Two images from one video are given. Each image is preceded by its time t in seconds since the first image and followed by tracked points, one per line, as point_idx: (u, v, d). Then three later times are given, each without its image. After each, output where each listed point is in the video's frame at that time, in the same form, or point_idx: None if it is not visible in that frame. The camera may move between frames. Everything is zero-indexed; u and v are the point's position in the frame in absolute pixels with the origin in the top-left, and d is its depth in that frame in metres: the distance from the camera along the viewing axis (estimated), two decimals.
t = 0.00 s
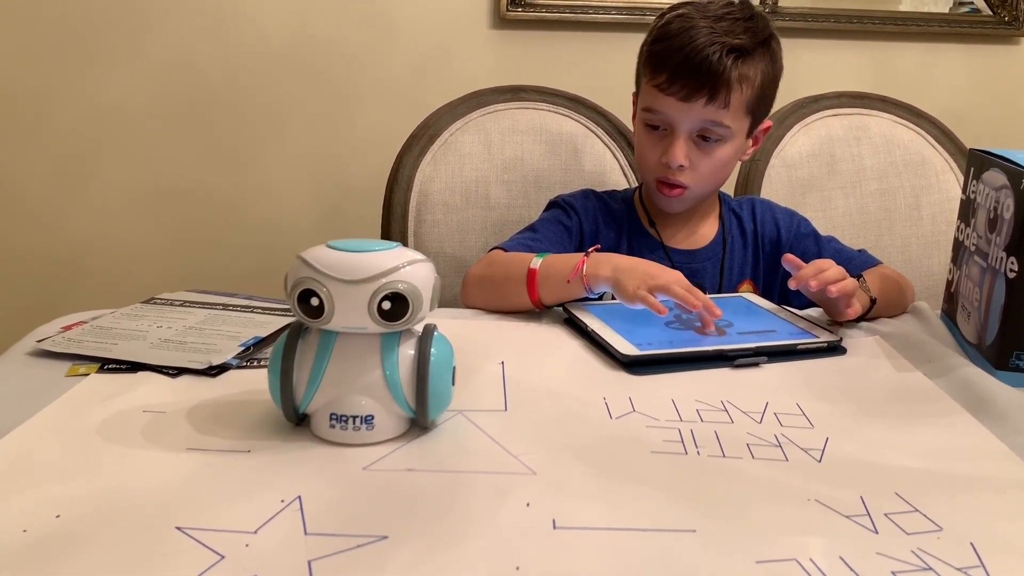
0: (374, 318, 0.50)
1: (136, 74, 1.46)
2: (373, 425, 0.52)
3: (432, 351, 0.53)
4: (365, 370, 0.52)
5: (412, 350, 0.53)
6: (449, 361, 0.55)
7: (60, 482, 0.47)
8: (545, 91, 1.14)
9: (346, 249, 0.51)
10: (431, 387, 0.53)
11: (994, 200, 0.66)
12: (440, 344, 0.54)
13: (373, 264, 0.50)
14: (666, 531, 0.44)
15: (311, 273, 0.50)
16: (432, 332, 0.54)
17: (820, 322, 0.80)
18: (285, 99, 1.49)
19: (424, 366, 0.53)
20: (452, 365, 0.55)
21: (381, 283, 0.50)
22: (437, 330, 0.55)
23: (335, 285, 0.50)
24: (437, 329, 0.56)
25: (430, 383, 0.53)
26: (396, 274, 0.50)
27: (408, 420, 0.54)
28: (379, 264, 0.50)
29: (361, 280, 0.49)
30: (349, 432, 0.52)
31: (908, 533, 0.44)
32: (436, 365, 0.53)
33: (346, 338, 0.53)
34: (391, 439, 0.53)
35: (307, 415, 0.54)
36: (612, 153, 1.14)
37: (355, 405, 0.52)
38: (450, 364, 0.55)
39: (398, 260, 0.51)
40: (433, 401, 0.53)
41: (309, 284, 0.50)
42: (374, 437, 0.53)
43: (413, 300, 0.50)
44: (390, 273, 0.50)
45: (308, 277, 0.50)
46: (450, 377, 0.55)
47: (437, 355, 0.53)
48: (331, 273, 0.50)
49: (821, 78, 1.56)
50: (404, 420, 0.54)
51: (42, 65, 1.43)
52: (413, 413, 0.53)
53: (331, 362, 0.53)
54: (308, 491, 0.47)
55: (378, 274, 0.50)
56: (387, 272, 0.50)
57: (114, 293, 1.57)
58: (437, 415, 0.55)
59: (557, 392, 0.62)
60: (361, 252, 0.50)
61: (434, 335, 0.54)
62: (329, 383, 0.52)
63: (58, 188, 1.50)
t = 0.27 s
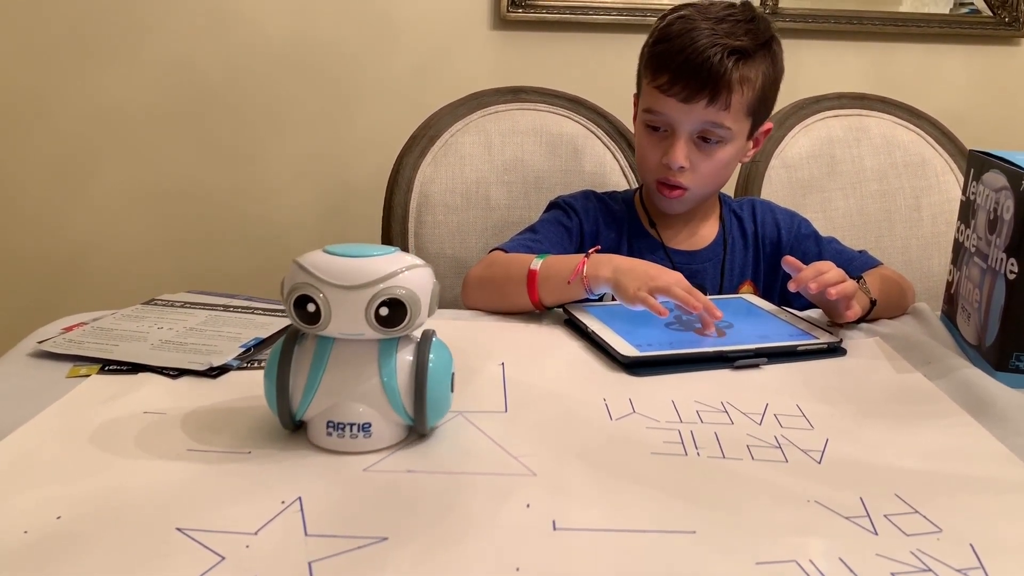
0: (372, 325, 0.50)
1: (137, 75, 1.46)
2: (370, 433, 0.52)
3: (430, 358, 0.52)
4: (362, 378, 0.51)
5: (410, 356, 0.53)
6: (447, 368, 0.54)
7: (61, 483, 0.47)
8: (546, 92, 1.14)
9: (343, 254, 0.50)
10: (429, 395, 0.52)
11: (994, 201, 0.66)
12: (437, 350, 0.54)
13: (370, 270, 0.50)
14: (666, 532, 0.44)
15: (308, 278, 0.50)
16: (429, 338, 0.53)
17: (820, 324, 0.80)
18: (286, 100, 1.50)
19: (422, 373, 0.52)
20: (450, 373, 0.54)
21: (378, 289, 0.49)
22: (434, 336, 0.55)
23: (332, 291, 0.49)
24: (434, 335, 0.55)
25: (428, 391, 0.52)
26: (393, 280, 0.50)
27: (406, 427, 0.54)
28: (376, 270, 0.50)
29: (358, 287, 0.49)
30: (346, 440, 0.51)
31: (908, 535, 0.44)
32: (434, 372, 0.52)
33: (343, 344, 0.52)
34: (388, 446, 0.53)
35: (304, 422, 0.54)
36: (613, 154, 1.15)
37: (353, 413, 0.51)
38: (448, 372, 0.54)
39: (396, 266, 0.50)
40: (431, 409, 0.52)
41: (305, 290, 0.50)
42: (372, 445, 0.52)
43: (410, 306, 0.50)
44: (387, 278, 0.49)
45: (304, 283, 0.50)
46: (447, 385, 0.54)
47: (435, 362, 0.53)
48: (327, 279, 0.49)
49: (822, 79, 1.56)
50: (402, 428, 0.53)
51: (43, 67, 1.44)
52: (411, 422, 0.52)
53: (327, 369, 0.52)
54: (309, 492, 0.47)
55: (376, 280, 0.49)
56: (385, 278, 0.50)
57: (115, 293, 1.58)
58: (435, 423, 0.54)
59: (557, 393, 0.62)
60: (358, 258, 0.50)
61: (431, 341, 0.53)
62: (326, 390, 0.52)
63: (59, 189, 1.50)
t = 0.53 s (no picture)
0: (369, 327, 0.49)
1: (136, 74, 1.46)
2: (367, 436, 0.51)
3: (428, 360, 0.51)
4: (359, 381, 0.51)
5: (408, 358, 0.52)
6: (446, 369, 0.53)
7: (61, 481, 0.47)
8: (545, 91, 1.14)
9: (340, 255, 0.50)
10: (427, 399, 0.51)
11: (993, 199, 0.66)
12: (436, 352, 0.52)
13: (368, 271, 0.49)
14: (665, 529, 0.44)
15: (304, 280, 0.49)
16: (427, 339, 0.52)
17: (819, 322, 0.80)
18: (285, 99, 1.50)
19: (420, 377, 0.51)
20: (449, 374, 0.53)
21: (376, 291, 0.48)
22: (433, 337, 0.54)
23: (328, 293, 0.49)
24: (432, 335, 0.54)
25: (427, 395, 0.51)
26: (391, 281, 0.49)
27: (404, 430, 0.53)
28: (373, 271, 0.49)
29: (356, 288, 0.48)
30: (343, 444, 0.51)
31: (907, 532, 0.44)
32: (433, 376, 0.51)
33: (340, 346, 0.51)
34: (385, 450, 0.52)
35: (301, 426, 0.53)
36: (612, 153, 1.15)
37: (349, 416, 0.50)
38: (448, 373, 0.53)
39: (394, 266, 0.50)
40: (430, 413, 0.51)
41: (301, 292, 0.49)
42: (369, 449, 0.51)
43: (409, 308, 0.49)
44: (385, 280, 0.49)
45: (300, 285, 0.49)
46: (447, 386, 0.53)
47: (434, 365, 0.52)
48: (324, 281, 0.48)
49: (822, 78, 1.56)
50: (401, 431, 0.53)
51: (43, 66, 1.44)
52: (410, 425, 0.52)
53: (324, 373, 0.51)
54: (308, 491, 0.47)
55: (373, 281, 0.49)
56: (382, 279, 0.49)
57: (115, 293, 1.58)
58: (435, 425, 0.53)
59: (556, 392, 0.62)
60: (355, 259, 0.49)
61: (430, 343, 0.52)
62: (323, 394, 0.51)
63: (59, 188, 1.50)
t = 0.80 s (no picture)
0: (366, 324, 0.48)
1: (134, 71, 1.46)
2: (364, 435, 0.50)
3: (426, 358, 0.51)
4: (356, 380, 0.50)
5: (406, 355, 0.51)
6: (444, 367, 0.52)
7: (60, 474, 0.47)
8: (544, 85, 1.14)
9: (336, 251, 0.49)
10: (425, 397, 0.50)
11: (993, 190, 0.66)
12: (434, 349, 0.52)
13: (364, 267, 0.48)
14: (665, 520, 0.44)
15: (300, 276, 0.48)
16: (425, 336, 0.52)
17: (818, 315, 0.80)
18: (284, 95, 1.49)
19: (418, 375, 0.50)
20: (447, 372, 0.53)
21: (373, 286, 0.48)
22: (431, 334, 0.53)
23: (324, 289, 0.48)
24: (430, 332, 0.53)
25: (425, 393, 0.50)
26: (388, 277, 0.48)
27: (402, 428, 0.52)
28: (370, 267, 0.48)
29: (352, 285, 0.48)
30: (340, 443, 0.50)
31: (907, 523, 0.44)
32: (431, 373, 0.51)
33: (336, 344, 0.51)
34: (383, 449, 0.51)
35: (296, 425, 0.52)
36: (611, 148, 1.15)
37: (346, 415, 0.50)
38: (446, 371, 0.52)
39: (391, 262, 0.49)
40: (428, 412, 0.51)
41: (297, 289, 0.48)
42: (366, 448, 0.50)
43: (406, 304, 0.48)
44: (381, 276, 0.48)
45: (295, 281, 0.48)
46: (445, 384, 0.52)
47: (432, 363, 0.51)
48: (320, 277, 0.48)
49: (821, 72, 1.56)
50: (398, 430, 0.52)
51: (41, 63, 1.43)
52: (408, 424, 0.51)
53: (320, 371, 0.50)
54: (308, 483, 0.47)
55: (370, 277, 0.48)
56: (379, 275, 0.48)
57: (114, 290, 1.58)
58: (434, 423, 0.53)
59: (556, 385, 0.62)
60: (352, 255, 0.48)
61: (427, 340, 0.52)
62: (320, 392, 0.50)
63: (57, 185, 1.50)
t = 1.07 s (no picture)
0: (361, 323, 0.48)
1: (132, 69, 1.46)
2: (360, 436, 0.50)
3: (421, 357, 0.50)
4: (352, 380, 0.50)
5: (402, 355, 0.51)
6: (440, 366, 0.52)
7: (60, 468, 0.48)
8: (540, 81, 1.14)
9: (330, 250, 0.48)
10: (421, 396, 0.50)
11: (987, 183, 0.66)
12: (430, 348, 0.52)
13: (359, 266, 0.48)
14: (661, 511, 0.44)
15: (293, 276, 0.48)
16: (420, 335, 0.52)
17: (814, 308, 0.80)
18: (282, 92, 1.49)
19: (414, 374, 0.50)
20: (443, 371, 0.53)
21: (368, 285, 0.47)
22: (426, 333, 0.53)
23: (319, 289, 0.47)
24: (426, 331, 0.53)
25: (421, 391, 0.50)
26: (383, 276, 0.48)
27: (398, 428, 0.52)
28: (364, 265, 0.48)
29: (347, 284, 0.47)
30: (335, 444, 0.49)
31: (901, 513, 0.45)
32: (427, 372, 0.51)
33: (331, 344, 0.50)
34: (379, 449, 0.51)
35: (291, 426, 0.52)
36: (608, 143, 1.15)
37: (342, 415, 0.49)
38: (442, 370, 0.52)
39: (386, 261, 0.49)
40: (424, 411, 0.50)
41: (290, 288, 0.48)
42: (362, 448, 0.50)
43: (401, 303, 0.48)
44: (376, 275, 0.48)
45: (288, 280, 0.48)
46: (441, 383, 0.52)
47: (428, 361, 0.51)
48: (314, 276, 0.47)
49: (818, 67, 1.56)
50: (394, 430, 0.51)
51: (38, 61, 1.43)
52: (404, 423, 0.51)
53: (314, 371, 0.50)
54: (307, 477, 0.47)
55: (365, 276, 0.48)
56: (374, 274, 0.48)
57: (113, 287, 1.58)
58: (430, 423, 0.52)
59: (552, 379, 0.62)
60: (347, 254, 0.48)
61: (423, 339, 0.51)
62: (315, 393, 0.50)
63: (55, 183, 1.50)
